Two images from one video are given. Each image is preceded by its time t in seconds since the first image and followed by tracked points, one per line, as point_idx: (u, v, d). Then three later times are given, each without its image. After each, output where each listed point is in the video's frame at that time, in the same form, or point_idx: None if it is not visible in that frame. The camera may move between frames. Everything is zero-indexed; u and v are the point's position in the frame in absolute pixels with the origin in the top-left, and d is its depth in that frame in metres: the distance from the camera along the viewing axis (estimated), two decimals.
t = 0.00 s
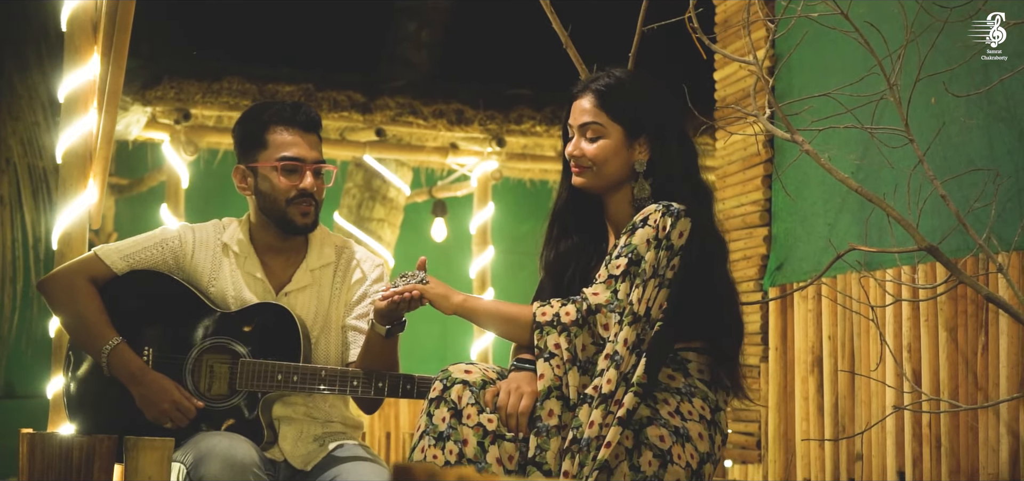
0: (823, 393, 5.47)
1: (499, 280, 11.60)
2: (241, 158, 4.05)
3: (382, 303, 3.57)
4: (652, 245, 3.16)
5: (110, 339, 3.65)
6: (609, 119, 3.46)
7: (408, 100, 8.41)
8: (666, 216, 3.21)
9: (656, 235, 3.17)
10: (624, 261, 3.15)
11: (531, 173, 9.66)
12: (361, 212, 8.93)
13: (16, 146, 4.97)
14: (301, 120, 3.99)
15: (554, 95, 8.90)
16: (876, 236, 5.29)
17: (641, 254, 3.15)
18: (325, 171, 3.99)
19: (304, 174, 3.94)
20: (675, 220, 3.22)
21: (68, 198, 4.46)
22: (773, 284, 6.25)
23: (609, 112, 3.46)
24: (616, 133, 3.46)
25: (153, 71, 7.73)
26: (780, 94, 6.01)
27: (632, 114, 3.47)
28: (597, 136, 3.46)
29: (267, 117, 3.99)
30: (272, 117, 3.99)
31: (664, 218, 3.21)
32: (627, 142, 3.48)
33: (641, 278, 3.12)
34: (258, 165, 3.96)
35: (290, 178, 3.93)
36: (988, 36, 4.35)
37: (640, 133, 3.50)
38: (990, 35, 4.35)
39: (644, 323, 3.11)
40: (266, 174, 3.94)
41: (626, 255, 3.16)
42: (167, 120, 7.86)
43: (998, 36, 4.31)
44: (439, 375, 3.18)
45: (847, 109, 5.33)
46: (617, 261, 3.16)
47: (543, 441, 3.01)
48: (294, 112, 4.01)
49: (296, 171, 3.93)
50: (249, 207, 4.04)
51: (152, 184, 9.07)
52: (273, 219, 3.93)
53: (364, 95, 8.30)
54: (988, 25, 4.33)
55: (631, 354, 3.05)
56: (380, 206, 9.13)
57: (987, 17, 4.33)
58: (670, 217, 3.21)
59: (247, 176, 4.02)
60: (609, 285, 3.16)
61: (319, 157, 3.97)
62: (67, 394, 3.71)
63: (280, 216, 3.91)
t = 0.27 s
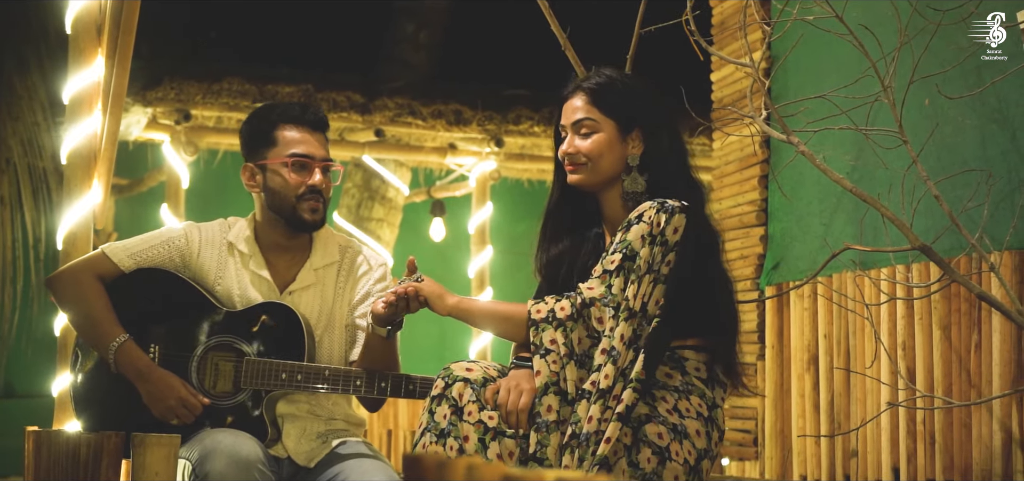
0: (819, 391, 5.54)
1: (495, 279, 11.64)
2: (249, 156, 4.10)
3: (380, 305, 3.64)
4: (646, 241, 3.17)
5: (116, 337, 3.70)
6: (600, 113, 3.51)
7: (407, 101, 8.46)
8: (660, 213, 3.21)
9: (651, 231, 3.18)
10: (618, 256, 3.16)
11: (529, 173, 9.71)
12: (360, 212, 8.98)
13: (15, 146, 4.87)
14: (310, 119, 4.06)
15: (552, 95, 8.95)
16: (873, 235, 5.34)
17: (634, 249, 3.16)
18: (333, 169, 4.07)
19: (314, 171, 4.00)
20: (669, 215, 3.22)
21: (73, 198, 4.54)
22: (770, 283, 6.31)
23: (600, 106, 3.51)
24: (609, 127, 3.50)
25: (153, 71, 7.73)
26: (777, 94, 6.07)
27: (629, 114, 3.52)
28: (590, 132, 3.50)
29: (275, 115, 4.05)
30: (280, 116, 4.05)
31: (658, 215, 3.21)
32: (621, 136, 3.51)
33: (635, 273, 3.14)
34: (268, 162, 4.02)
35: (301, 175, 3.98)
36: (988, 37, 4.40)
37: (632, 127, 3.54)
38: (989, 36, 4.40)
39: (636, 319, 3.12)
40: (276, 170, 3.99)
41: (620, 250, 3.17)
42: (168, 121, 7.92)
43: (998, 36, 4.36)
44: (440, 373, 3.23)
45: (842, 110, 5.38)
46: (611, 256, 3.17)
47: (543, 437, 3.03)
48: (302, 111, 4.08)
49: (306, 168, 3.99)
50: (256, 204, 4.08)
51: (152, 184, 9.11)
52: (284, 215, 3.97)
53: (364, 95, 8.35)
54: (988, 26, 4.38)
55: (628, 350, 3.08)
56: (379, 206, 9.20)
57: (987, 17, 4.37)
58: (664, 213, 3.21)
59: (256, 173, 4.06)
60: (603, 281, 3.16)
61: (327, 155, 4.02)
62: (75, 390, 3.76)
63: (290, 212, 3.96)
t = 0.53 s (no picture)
0: (814, 390, 5.60)
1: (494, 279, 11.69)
2: (256, 157, 4.16)
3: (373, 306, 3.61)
4: (640, 239, 3.19)
5: (121, 337, 3.76)
6: (591, 114, 3.57)
7: (407, 102, 8.52)
8: (655, 210, 3.23)
9: (645, 228, 3.20)
10: (608, 250, 3.19)
11: (528, 174, 9.76)
12: (360, 213, 9.13)
13: (17, 147, 4.89)
14: (321, 123, 4.15)
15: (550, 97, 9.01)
16: (865, 237, 5.43)
17: (626, 244, 3.18)
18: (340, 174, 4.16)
19: (325, 174, 4.08)
20: (664, 213, 3.23)
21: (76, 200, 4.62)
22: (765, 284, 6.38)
23: (590, 108, 3.57)
24: (599, 127, 3.56)
25: (154, 74, 7.81)
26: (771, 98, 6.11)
27: (625, 119, 3.59)
28: (582, 133, 3.55)
29: (287, 116, 4.14)
30: (292, 118, 4.13)
31: (653, 212, 3.23)
32: (612, 135, 3.57)
33: (628, 268, 3.16)
34: (279, 164, 4.08)
35: (312, 177, 4.06)
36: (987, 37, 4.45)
37: (622, 126, 3.59)
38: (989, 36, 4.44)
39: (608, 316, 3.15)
40: (288, 172, 4.06)
41: (611, 245, 3.20)
42: (169, 123, 7.98)
43: (998, 36, 4.41)
44: (439, 373, 3.28)
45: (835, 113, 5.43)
46: (601, 250, 3.19)
47: (536, 430, 3.07)
48: (314, 115, 4.17)
49: (317, 170, 4.07)
50: (263, 205, 4.12)
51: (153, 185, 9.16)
52: (293, 217, 4.03)
53: (363, 96, 8.42)
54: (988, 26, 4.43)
55: (623, 347, 3.11)
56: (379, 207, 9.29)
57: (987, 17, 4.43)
58: (658, 211, 3.23)
59: (266, 174, 4.11)
60: (592, 272, 3.19)
61: (336, 158, 4.11)
62: (81, 390, 3.83)
63: (300, 213, 4.03)
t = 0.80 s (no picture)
0: (808, 389, 5.65)
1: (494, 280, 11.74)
2: (258, 162, 4.22)
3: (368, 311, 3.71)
4: (636, 236, 3.20)
5: (125, 337, 3.81)
6: (580, 118, 3.63)
7: (406, 104, 8.58)
8: (653, 208, 3.24)
9: (642, 227, 3.21)
10: (602, 243, 3.23)
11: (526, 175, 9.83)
12: (359, 214, 9.21)
13: (20, 148, 4.98)
14: (322, 127, 4.21)
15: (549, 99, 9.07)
16: (858, 240, 5.49)
17: (620, 240, 3.22)
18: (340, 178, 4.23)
19: (327, 178, 4.14)
20: (661, 211, 3.23)
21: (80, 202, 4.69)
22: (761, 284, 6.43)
23: (577, 113, 3.64)
24: (589, 129, 3.62)
25: (157, 77, 7.90)
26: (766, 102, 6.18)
27: (614, 120, 3.66)
28: (572, 136, 3.61)
29: (289, 120, 4.21)
30: (295, 123, 4.20)
31: (650, 211, 3.24)
32: (603, 135, 3.63)
33: (624, 264, 3.18)
34: (281, 169, 4.14)
35: (313, 181, 4.12)
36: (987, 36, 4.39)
37: (612, 127, 3.65)
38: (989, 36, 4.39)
39: (592, 308, 3.21)
40: (290, 176, 4.12)
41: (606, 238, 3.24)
42: (171, 124, 7.99)
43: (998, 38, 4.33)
44: (437, 373, 3.29)
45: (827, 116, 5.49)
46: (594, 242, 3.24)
47: (531, 415, 3.11)
48: (317, 120, 4.23)
49: (319, 174, 4.13)
50: (264, 208, 4.18)
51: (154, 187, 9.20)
52: (294, 220, 4.09)
53: (363, 98, 8.50)
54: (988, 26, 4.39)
55: (619, 344, 3.14)
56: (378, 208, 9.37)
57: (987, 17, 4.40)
58: (656, 209, 3.24)
59: (267, 178, 4.16)
60: (584, 259, 3.22)
61: (337, 163, 4.18)
62: (84, 389, 3.89)
63: (302, 216, 4.08)
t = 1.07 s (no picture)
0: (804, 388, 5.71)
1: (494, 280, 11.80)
2: (261, 166, 4.27)
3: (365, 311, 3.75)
4: (632, 234, 3.25)
5: (128, 338, 3.87)
6: (573, 120, 3.68)
7: (405, 105, 8.61)
8: (648, 207, 3.28)
9: (638, 226, 3.26)
10: (597, 240, 3.28)
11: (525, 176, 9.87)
12: (359, 215, 9.26)
13: (21, 149, 5.02)
14: (324, 132, 4.26)
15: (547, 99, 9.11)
16: (850, 241, 5.56)
17: (615, 238, 3.27)
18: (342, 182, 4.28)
19: (329, 182, 4.20)
20: (656, 211, 3.27)
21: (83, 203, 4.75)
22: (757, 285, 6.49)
23: (570, 116, 3.69)
24: (583, 132, 3.67)
25: (158, 78, 7.93)
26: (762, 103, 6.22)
27: (606, 122, 3.73)
28: (566, 139, 3.66)
29: (292, 122, 4.26)
30: (297, 126, 4.25)
31: (646, 210, 3.28)
32: (595, 137, 3.68)
33: (619, 262, 3.23)
34: (283, 173, 4.18)
35: (316, 185, 4.16)
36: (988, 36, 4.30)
37: (605, 128, 3.71)
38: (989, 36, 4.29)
39: (587, 304, 3.26)
40: (292, 180, 4.16)
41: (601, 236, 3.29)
42: (171, 125, 8.09)
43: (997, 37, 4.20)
44: (436, 373, 3.35)
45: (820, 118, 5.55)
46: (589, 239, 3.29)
47: (527, 408, 3.17)
48: (319, 124, 4.28)
49: (321, 179, 4.18)
50: (267, 212, 4.23)
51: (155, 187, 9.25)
52: (297, 224, 4.14)
53: (363, 99, 8.52)
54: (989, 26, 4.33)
55: (615, 341, 3.17)
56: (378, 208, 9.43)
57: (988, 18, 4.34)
58: (651, 208, 3.28)
59: (269, 181, 4.20)
60: (579, 256, 3.28)
61: (339, 167, 4.24)
62: (87, 388, 3.94)
63: (305, 221, 4.14)
